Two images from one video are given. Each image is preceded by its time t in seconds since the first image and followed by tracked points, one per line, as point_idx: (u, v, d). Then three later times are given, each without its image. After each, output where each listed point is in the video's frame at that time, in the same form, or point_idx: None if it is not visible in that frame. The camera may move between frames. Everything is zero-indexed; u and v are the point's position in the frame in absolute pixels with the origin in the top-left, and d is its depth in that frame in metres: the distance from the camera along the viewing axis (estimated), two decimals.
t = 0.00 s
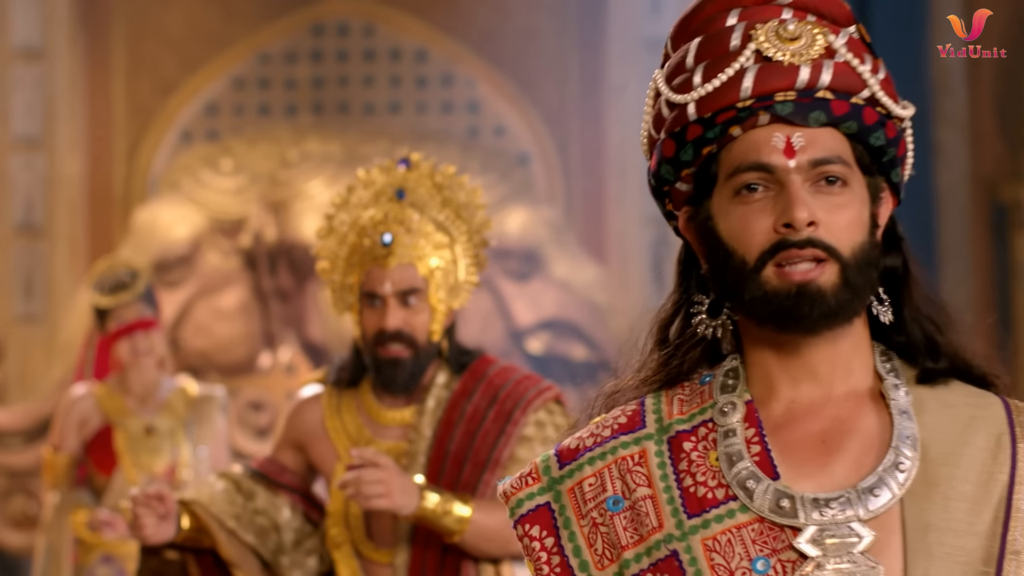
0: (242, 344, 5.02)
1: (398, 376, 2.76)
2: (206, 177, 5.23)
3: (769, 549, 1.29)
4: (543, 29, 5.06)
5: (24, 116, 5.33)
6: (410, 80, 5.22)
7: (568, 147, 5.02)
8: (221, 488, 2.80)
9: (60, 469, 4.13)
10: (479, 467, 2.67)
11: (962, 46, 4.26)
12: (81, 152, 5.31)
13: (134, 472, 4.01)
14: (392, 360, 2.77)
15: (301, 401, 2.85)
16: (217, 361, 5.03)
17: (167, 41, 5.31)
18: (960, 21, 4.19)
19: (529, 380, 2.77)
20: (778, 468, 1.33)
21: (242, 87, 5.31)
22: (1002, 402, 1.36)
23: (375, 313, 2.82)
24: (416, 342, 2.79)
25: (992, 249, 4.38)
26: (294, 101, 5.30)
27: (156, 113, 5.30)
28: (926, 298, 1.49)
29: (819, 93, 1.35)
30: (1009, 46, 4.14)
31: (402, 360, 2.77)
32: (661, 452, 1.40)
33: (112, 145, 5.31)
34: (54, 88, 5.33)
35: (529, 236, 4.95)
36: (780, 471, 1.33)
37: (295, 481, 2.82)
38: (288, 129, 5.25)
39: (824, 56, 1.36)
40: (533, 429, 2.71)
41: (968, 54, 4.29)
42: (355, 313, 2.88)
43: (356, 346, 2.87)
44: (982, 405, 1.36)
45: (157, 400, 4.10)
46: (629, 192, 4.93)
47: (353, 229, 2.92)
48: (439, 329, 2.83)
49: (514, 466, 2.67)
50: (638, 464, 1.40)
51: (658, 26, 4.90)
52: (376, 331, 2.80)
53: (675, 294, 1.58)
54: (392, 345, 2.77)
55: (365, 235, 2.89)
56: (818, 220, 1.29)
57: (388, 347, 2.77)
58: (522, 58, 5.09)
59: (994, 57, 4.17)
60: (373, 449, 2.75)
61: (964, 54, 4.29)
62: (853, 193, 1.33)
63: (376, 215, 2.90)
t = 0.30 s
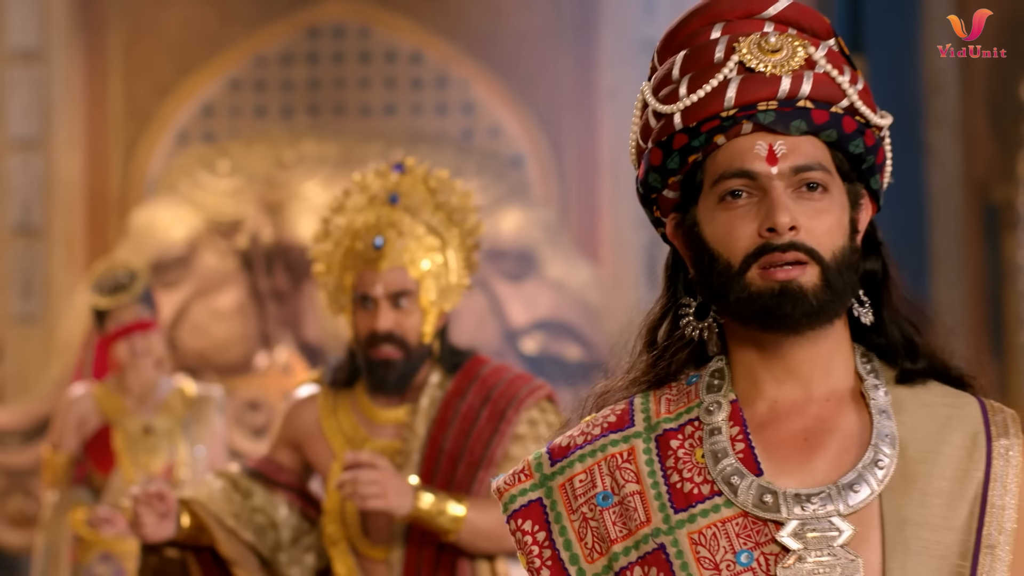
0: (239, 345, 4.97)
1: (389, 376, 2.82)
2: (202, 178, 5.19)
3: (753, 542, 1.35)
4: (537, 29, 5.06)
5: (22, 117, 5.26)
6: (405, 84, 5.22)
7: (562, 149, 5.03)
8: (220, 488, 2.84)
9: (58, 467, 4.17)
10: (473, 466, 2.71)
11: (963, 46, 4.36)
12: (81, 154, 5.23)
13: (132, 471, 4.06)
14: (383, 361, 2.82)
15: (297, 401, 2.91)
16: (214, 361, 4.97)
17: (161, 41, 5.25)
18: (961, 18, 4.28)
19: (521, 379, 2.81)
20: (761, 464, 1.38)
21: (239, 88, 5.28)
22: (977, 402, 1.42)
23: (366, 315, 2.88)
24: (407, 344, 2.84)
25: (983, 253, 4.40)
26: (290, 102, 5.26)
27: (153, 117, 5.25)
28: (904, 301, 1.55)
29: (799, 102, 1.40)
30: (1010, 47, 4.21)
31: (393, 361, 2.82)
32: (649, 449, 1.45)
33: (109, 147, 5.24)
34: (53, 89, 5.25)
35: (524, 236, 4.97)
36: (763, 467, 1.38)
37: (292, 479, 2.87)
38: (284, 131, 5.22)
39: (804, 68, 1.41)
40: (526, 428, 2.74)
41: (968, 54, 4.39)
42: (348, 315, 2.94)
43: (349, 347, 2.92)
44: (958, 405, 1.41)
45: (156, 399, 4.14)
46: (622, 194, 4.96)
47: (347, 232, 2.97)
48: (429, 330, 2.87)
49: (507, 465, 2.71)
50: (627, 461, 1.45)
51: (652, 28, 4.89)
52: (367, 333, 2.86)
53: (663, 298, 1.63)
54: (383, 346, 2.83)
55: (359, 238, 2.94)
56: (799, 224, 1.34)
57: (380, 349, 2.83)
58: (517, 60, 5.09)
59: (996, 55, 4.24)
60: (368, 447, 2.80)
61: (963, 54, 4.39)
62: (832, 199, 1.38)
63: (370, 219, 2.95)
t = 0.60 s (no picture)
0: (238, 346, 4.94)
1: (390, 378, 2.87)
2: (201, 180, 5.15)
3: (739, 538, 1.40)
4: (533, 31, 5.10)
5: (21, 121, 5.23)
6: (402, 86, 5.22)
7: (559, 150, 5.06)
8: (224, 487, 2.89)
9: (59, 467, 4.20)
10: (470, 463, 2.76)
11: (963, 46, 4.40)
12: (80, 157, 5.20)
13: (133, 470, 4.09)
14: (386, 362, 2.88)
15: (301, 402, 2.96)
16: (212, 362, 4.93)
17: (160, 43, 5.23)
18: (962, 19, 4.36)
19: (518, 379, 2.86)
20: (746, 462, 1.43)
21: (237, 91, 5.25)
22: (956, 402, 1.47)
23: (369, 317, 2.92)
24: (408, 346, 2.89)
25: (976, 255, 4.47)
26: (287, 104, 5.25)
27: (152, 119, 5.22)
28: (885, 303, 1.60)
29: (784, 114, 1.46)
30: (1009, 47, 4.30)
31: (394, 363, 2.88)
32: (638, 447, 1.50)
33: (108, 149, 5.22)
34: (51, 91, 5.23)
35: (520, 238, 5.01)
36: (748, 465, 1.43)
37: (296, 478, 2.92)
38: (283, 134, 5.20)
39: (787, 80, 1.47)
40: (523, 427, 2.79)
41: (967, 54, 4.43)
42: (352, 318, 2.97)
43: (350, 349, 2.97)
44: (936, 406, 1.46)
45: (156, 400, 4.19)
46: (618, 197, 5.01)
47: (348, 236, 3.02)
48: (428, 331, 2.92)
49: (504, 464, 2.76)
50: (617, 459, 1.50)
51: (648, 30, 4.93)
52: (371, 335, 2.90)
53: (651, 301, 1.68)
54: (385, 348, 2.88)
55: (360, 242, 2.99)
56: (783, 232, 1.39)
57: (383, 350, 2.88)
58: (514, 63, 5.12)
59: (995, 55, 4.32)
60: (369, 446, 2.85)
61: (963, 54, 4.43)
62: (816, 207, 1.43)
63: (371, 222, 3.00)
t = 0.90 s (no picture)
0: (236, 347, 4.97)
1: (410, 377, 2.89)
2: (201, 181, 5.14)
3: (729, 533, 1.44)
4: (531, 34, 5.10)
5: (20, 123, 5.19)
6: (401, 88, 5.19)
7: (557, 153, 5.08)
8: (229, 484, 2.91)
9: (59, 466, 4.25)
10: (471, 462, 2.79)
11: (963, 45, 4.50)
12: (80, 156, 5.17)
13: (133, 468, 4.11)
14: (401, 362, 2.91)
15: (304, 401, 2.98)
16: (212, 363, 4.95)
17: (159, 45, 5.17)
18: (962, 19, 4.48)
19: (518, 379, 2.90)
20: (736, 460, 1.47)
21: (235, 92, 5.21)
22: (941, 402, 1.50)
23: (386, 318, 2.96)
24: (424, 344, 2.94)
25: (973, 255, 4.50)
26: (286, 106, 5.21)
27: (151, 120, 5.17)
28: (873, 306, 1.63)
29: (774, 120, 1.49)
30: (1008, 47, 4.44)
31: (412, 363, 2.91)
32: (631, 445, 1.54)
33: (107, 154, 5.18)
34: (51, 92, 5.19)
35: (519, 239, 5.05)
36: (738, 463, 1.46)
37: (298, 476, 2.94)
38: (281, 134, 5.18)
39: (778, 87, 1.51)
40: (523, 427, 2.83)
41: (967, 54, 4.52)
42: (366, 320, 2.98)
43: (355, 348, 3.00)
44: (923, 406, 1.49)
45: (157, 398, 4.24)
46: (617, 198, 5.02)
47: (356, 237, 3.05)
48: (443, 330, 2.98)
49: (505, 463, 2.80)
50: (611, 457, 1.53)
51: (645, 32, 4.95)
52: (389, 334, 2.93)
53: (643, 302, 1.71)
54: (402, 347, 2.92)
55: (372, 243, 3.02)
56: (774, 235, 1.43)
57: (400, 350, 2.92)
58: (511, 66, 5.11)
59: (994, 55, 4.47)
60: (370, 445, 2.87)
61: (963, 54, 4.52)
62: (805, 211, 1.47)
63: (382, 225, 3.03)
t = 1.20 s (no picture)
0: (236, 346, 4.99)
1: (412, 375, 2.92)
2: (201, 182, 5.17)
3: (720, 531, 1.46)
4: (529, 35, 5.12)
5: (21, 122, 5.18)
6: (400, 88, 5.21)
7: (555, 154, 5.11)
8: (230, 482, 2.94)
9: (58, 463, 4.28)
10: (470, 460, 2.82)
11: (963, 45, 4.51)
12: (80, 156, 5.17)
13: (133, 466, 4.14)
14: (404, 360, 2.93)
15: (305, 400, 3.00)
16: (212, 362, 4.97)
17: (160, 46, 5.19)
18: (962, 18, 4.48)
19: (517, 379, 2.93)
20: (727, 458, 1.50)
21: (235, 94, 5.23)
22: (930, 402, 1.53)
23: (390, 318, 2.98)
24: (427, 344, 2.96)
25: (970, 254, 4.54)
26: (286, 107, 5.23)
27: (152, 119, 5.19)
28: (863, 307, 1.66)
29: (764, 125, 1.52)
30: (1007, 47, 4.49)
31: (416, 361, 2.93)
32: (624, 444, 1.57)
33: (107, 154, 5.19)
34: (51, 93, 5.19)
35: (517, 239, 5.07)
36: (729, 461, 1.49)
37: (298, 474, 2.97)
38: (280, 135, 5.20)
39: (768, 93, 1.54)
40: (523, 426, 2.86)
41: (966, 54, 4.54)
42: (368, 319, 3.00)
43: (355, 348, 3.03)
44: (911, 405, 1.52)
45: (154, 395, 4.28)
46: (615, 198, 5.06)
47: (358, 238, 3.08)
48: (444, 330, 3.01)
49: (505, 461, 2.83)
50: (605, 455, 1.57)
51: (642, 33, 4.98)
52: (393, 333, 2.95)
53: (636, 303, 1.74)
54: (405, 346, 2.94)
55: (375, 243, 3.04)
56: (764, 238, 1.46)
57: (403, 349, 2.94)
58: (510, 67, 5.14)
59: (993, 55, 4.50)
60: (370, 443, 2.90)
61: (962, 54, 4.53)
62: (795, 214, 1.50)
63: (384, 225, 3.05)
